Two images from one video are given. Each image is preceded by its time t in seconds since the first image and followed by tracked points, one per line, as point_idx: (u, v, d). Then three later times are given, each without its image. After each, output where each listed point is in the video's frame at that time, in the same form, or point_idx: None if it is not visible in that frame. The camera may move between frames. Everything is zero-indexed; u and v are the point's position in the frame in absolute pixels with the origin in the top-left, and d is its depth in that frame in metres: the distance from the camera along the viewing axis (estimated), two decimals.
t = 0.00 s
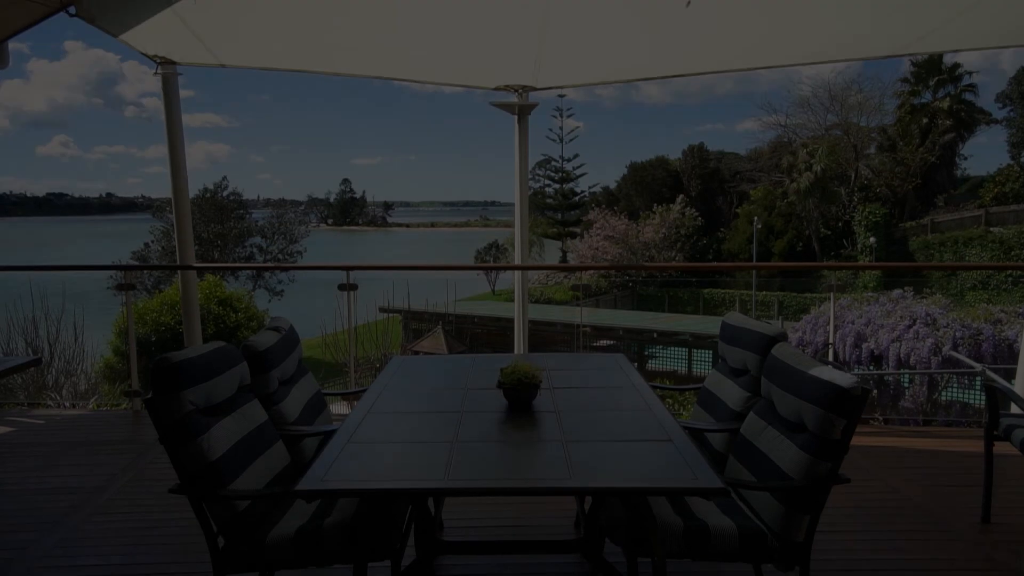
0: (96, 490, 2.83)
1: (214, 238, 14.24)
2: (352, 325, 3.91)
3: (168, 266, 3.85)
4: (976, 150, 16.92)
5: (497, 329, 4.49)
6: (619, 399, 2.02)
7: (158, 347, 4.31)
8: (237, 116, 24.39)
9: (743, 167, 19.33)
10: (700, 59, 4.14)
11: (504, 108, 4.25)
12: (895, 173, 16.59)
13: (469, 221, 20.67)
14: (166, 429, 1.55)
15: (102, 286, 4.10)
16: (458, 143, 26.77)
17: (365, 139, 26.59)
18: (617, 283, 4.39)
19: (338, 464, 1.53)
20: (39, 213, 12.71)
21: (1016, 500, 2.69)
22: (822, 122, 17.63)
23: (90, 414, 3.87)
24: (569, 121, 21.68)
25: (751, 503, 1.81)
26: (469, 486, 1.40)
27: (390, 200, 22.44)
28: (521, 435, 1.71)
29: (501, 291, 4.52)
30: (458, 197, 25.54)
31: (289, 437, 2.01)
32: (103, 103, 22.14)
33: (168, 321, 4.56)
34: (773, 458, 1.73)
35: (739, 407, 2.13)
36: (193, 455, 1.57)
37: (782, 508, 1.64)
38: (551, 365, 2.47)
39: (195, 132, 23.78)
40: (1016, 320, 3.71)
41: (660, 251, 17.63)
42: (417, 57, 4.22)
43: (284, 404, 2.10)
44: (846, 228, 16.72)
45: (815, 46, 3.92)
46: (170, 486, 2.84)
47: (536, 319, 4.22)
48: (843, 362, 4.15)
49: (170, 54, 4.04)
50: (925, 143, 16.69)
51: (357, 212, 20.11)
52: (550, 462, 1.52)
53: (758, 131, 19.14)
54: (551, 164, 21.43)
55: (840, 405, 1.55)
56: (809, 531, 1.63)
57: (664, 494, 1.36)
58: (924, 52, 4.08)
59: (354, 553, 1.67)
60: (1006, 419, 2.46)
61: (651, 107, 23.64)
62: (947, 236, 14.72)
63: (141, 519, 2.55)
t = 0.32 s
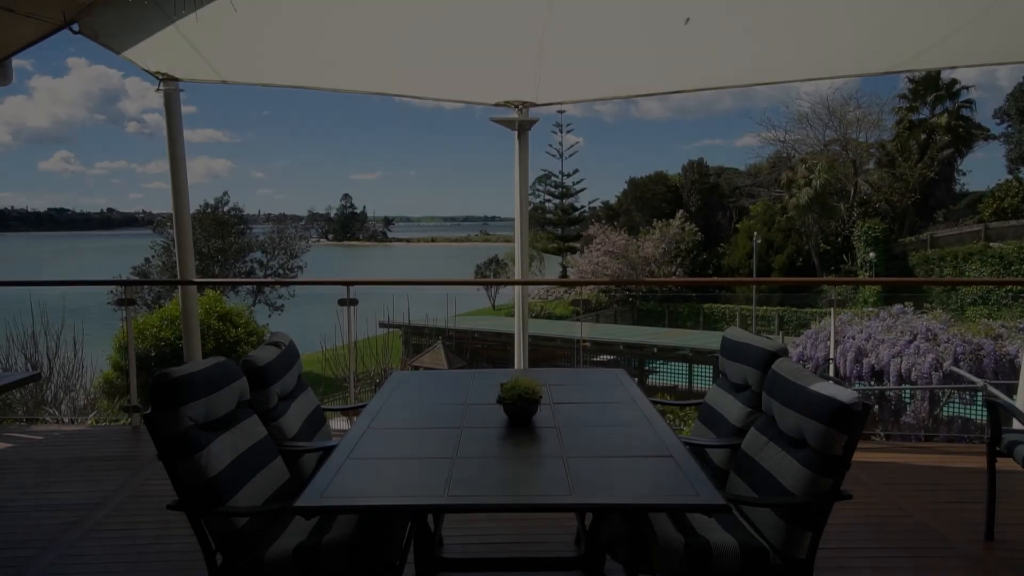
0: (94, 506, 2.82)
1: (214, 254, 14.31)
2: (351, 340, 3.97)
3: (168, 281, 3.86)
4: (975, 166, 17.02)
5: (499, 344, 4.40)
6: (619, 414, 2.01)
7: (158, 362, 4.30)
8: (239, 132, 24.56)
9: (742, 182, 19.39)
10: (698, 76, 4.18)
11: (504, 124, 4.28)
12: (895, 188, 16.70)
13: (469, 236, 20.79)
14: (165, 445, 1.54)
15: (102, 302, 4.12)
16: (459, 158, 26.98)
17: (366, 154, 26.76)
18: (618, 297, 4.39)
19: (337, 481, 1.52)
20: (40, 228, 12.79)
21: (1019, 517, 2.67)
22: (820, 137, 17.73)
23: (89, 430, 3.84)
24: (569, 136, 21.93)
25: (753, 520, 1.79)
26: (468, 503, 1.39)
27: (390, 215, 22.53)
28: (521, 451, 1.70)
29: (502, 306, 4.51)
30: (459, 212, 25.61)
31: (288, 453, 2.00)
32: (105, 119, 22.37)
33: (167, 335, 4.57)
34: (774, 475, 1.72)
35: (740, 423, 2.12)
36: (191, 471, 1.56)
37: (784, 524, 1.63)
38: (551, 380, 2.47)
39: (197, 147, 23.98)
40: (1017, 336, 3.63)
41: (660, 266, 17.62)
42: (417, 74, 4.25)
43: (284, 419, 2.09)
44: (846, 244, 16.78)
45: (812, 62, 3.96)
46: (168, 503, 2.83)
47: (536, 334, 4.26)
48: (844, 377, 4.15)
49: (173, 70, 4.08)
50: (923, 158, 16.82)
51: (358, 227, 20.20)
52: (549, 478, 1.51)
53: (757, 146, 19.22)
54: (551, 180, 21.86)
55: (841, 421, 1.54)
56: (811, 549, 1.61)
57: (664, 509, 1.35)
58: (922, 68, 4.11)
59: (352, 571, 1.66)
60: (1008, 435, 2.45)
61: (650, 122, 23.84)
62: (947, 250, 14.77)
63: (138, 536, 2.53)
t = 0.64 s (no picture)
0: (92, 523, 2.80)
1: (215, 269, 14.36)
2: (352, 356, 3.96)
3: (169, 296, 3.88)
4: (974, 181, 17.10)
5: (498, 360, 4.37)
6: (621, 431, 2.00)
7: (157, 378, 4.29)
8: (240, 147, 24.73)
9: (742, 198, 19.36)
10: (698, 92, 4.22)
11: (504, 139, 4.30)
12: (894, 204, 16.78)
13: (469, 251, 20.88)
14: (162, 462, 1.54)
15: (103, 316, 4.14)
16: (460, 174, 27.15)
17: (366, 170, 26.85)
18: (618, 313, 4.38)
19: (336, 497, 1.51)
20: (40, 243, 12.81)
21: None
22: (820, 153, 17.83)
23: (88, 446, 3.83)
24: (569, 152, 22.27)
25: (755, 537, 1.78)
26: (469, 519, 1.38)
27: (391, 230, 22.63)
28: (521, 467, 1.69)
29: (503, 321, 4.49)
30: (458, 228, 25.64)
31: (288, 469, 2.00)
32: (108, 135, 22.58)
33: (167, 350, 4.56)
34: (776, 490, 1.71)
35: (741, 439, 2.11)
36: (190, 487, 1.56)
37: (787, 541, 1.61)
38: (551, 396, 2.45)
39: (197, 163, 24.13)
40: (1018, 351, 3.58)
41: (661, 281, 17.56)
42: (419, 90, 4.28)
43: (283, 435, 2.09)
44: (846, 259, 16.76)
45: (810, 79, 4.00)
46: (166, 519, 2.80)
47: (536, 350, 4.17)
48: (845, 394, 4.05)
49: (175, 86, 4.11)
50: (922, 174, 16.89)
51: (358, 242, 20.28)
52: (549, 495, 1.50)
53: (757, 162, 19.40)
54: (551, 195, 22.11)
55: (843, 436, 1.53)
56: (814, 564, 1.60)
57: (665, 527, 1.34)
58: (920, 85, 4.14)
59: None
60: (1011, 451, 2.44)
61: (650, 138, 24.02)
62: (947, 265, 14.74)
63: (136, 553, 2.51)
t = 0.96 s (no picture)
0: (90, 540, 2.78)
1: (216, 284, 14.40)
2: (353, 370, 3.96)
3: (169, 312, 3.88)
4: (974, 197, 17.19)
5: (501, 376, 4.36)
6: (622, 446, 1.99)
7: (157, 393, 4.26)
8: (243, 163, 24.93)
9: (742, 214, 19.44)
10: (697, 108, 4.25)
11: (504, 155, 4.33)
12: (894, 219, 16.80)
13: (470, 266, 20.95)
14: (161, 478, 1.53)
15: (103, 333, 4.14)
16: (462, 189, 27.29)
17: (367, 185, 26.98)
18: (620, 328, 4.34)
19: (336, 514, 1.50)
20: (43, 259, 12.85)
21: None
22: (819, 168, 17.73)
23: (86, 462, 3.81)
24: (569, 167, 22.31)
25: (758, 554, 1.76)
26: (468, 536, 1.37)
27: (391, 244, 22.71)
28: (522, 483, 1.68)
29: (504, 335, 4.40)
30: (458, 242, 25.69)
31: (286, 485, 1.99)
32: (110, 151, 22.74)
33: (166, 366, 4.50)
34: (779, 507, 1.70)
35: (743, 454, 2.10)
36: (189, 503, 1.55)
37: (790, 559, 1.59)
38: (553, 412, 2.45)
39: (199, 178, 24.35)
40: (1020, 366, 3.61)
41: (661, 296, 17.62)
42: (421, 106, 4.32)
43: (282, 450, 2.08)
44: (846, 274, 16.77)
45: (808, 95, 4.03)
46: (165, 537, 2.78)
47: (536, 364, 4.17)
48: (846, 410, 4.00)
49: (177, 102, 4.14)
50: (922, 190, 16.96)
51: (359, 257, 20.36)
52: (550, 511, 1.49)
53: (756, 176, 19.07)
54: (552, 211, 22.22)
55: (845, 453, 1.52)
56: None
57: (666, 544, 1.33)
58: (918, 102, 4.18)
59: None
60: (1014, 468, 2.43)
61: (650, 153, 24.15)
62: (947, 280, 14.77)
63: (135, 570, 2.50)
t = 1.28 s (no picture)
0: (88, 557, 2.76)
1: (216, 299, 14.38)
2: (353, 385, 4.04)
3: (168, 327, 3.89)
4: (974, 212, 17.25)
5: (498, 391, 4.34)
6: (624, 462, 1.98)
7: (156, 409, 4.25)
8: (244, 178, 25.11)
9: (742, 227, 19.44)
10: (696, 124, 4.28)
11: (505, 170, 4.35)
12: (893, 235, 16.82)
13: (471, 280, 21.03)
14: (159, 493, 1.53)
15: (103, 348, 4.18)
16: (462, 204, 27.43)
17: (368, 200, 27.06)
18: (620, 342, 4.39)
19: (335, 530, 1.49)
20: (43, 275, 12.83)
21: None
22: (819, 183, 17.73)
23: (84, 478, 3.81)
24: (569, 183, 22.61)
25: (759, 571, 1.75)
26: (467, 553, 1.36)
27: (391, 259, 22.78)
28: (522, 500, 1.67)
29: (504, 351, 4.50)
30: (458, 258, 25.71)
31: (285, 501, 1.98)
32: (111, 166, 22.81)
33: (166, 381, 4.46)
34: (780, 524, 1.69)
35: (744, 470, 2.10)
36: (187, 519, 1.54)
37: None
38: (553, 427, 2.44)
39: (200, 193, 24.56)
40: None
41: (661, 311, 17.64)
42: (421, 122, 4.35)
43: (281, 466, 2.07)
44: (847, 288, 16.80)
45: (807, 111, 4.06)
46: (163, 553, 2.76)
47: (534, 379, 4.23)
48: (848, 425, 4.03)
49: (178, 118, 4.16)
50: (921, 206, 16.99)
51: (359, 271, 20.41)
52: (550, 528, 1.48)
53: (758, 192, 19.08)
54: (552, 226, 22.29)
55: (846, 468, 1.52)
56: None
57: (667, 561, 1.32)
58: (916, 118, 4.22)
59: None
60: (1018, 484, 2.41)
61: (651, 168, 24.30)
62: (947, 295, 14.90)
63: None
